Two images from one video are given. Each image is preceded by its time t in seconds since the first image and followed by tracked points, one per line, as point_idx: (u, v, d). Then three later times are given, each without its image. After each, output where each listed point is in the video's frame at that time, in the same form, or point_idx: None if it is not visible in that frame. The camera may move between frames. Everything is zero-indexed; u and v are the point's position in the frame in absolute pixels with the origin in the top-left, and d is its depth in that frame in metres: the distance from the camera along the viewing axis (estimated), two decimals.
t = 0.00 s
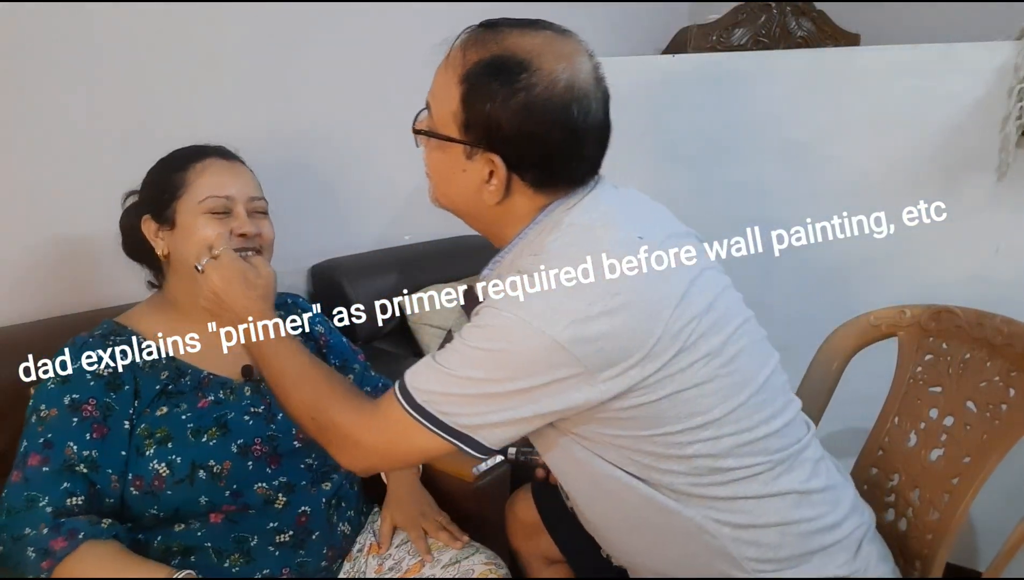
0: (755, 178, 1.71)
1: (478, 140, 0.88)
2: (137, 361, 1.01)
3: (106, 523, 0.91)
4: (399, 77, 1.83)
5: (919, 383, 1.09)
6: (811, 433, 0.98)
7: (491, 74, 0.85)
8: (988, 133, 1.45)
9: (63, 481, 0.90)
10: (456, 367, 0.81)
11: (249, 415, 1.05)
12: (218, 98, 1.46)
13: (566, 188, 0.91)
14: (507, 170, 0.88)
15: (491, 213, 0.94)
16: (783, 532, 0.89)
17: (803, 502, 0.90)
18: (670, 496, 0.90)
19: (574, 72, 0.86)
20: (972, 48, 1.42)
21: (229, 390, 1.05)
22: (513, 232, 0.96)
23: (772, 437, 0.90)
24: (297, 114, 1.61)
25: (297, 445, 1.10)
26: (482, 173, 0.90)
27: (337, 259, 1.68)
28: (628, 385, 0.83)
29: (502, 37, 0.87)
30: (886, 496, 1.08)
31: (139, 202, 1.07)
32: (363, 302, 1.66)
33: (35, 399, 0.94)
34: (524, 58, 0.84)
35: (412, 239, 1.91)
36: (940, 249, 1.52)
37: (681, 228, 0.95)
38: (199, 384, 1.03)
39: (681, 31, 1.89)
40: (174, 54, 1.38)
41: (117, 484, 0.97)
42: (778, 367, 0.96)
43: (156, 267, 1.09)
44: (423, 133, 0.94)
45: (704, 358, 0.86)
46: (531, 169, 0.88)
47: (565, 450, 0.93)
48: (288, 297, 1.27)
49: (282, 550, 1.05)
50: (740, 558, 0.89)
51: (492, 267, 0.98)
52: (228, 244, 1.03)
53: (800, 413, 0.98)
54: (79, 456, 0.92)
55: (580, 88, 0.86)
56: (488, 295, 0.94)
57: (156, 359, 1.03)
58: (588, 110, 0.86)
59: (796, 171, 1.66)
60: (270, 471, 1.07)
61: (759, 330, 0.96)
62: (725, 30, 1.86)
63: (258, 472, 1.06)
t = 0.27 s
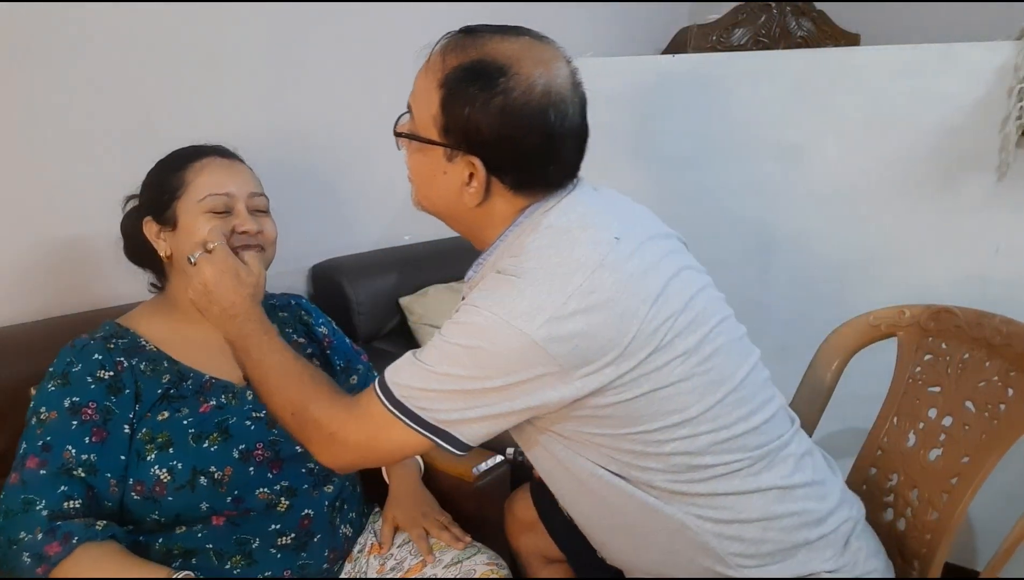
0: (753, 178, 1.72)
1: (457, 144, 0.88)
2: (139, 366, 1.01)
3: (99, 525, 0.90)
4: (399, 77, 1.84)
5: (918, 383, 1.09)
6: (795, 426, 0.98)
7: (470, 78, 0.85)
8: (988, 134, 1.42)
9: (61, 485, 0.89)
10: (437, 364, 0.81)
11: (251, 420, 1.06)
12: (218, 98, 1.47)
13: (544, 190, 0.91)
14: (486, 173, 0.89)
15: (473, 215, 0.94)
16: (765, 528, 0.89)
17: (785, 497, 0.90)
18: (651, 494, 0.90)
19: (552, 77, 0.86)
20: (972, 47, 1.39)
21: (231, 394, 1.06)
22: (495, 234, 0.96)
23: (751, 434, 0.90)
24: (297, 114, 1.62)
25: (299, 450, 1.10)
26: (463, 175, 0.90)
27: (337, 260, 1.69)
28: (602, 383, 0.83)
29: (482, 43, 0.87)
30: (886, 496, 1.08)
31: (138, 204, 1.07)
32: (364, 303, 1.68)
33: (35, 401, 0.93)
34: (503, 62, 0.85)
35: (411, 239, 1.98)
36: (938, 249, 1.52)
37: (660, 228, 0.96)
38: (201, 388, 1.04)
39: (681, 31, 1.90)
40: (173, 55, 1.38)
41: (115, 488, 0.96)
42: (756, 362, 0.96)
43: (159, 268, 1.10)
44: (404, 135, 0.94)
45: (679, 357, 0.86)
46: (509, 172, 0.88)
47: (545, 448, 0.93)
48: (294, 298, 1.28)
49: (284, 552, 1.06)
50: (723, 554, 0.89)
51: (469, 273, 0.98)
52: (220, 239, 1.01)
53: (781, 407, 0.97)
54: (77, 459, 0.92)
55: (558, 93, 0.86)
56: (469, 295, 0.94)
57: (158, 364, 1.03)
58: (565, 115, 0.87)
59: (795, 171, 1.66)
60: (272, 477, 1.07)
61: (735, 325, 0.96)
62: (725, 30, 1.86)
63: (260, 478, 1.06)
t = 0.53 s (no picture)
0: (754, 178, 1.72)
1: (448, 141, 0.88)
2: (151, 373, 1.00)
3: (92, 531, 0.89)
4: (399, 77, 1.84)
5: (918, 383, 1.09)
6: (789, 425, 0.99)
7: (458, 76, 0.86)
8: (988, 134, 1.42)
9: (60, 491, 0.89)
10: (433, 369, 0.81)
11: (261, 434, 1.05)
12: (218, 98, 1.46)
13: (537, 187, 0.91)
14: (478, 170, 0.88)
15: (468, 214, 0.94)
16: (761, 527, 0.89)
17: (779, 496, 0.91)
18: (646, 495, 0.90)
19: (539, 73, 0.87)
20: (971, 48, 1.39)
21: (242, 405, 1.04)
22: (490, 235, 0.95)
23: (744, 433, 0.90)
24: (298, 114, 1.62)
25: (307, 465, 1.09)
26: (455, 172, 0.90)
27: (338, 259, 1.69)
28: (596, 383, 0.83)
29: (468, 43, 0.88)
30: (886, 496, 1.08)
31: (150, 208, 1.06)
32: (364, 304, 1.68)
33: (43, 403, 0.93)
34: (490, 60, 0.86)
35: (412, 240, 1.98)
36: (938, 249, 1.51)
37: (650, 229, 0.96)
38: (212, 398, 1.03)
39: (681, 31, 1.90)
40: (174, 55, 1.38)
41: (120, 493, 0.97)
42: (747, 360, 0.97)
43: (172, 272, 1.10)
44: (396, 138, 0.94)
45: (672, 356, 0.87)
46: (501, 167, 0.88)
47: (542, 452, 0.93)
48: (305, 299, 1.28)
49: (286, 559, 1.07)
50: (719, 554, 0.89)
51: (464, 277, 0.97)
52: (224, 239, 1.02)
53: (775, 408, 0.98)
54: (80, 467, 0.91)
55: (545, 88, 0.87)
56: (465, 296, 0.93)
57: (170, 371, 1.02)
58: (553, 110, 0.87)
59: (796, 171, 1.67)
60: (278, 489, 1.07)
61: (726, 324, 0.97)
62: (725, 30, 1.87)
63: (266, 490, 1.06)
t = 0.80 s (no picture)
0: (754, 178, 1.72)
1: (451, 138, 0.88)
2: (146, 375, 1.00)
3: (88, 532, 0.89)
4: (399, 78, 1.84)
5: (918, 383, 1.09)
6: (789, 426, 0.99)
7: (462, 73, 0.85)
8: (988, 134, 1.42)
9: (57, 492, 0.89)
10: (434, 365, 0.81)
11: (256, 437, 1.05)
12: (218, 98, 1.46)
13: (540, 185, 0.91)
14: (482, 166, 0.88)
15: (470, 213, 0.94)
16: (760, 526, 0.89)
17: (779, 496, 0.90)
18: (646, 494, 0.90)
19: (543, 70, 0.87)
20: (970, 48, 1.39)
21: (237, 407, 1.04)
22: (492, 233, 0.95)
23: (744, 433, 0.90)
24: (298, 115, 1.62)
25: (302, 465, 1.10)
26: (459, 170, 0.90)
27: (337, 259, 1.69)
28: (596, 381, 0.83)
29: (471, 40, 0.88)
30: (886, 496, 1.08)
31: (146, 211, 1.06)
32: (363, 304, 1.68)
33: (39, 405, 0.93)
34: (494, 57, 0.86)
35: (412, 240, 1.98)
36: (938, 249, 1.51)
37: (651, 228, 0.96)
38: (207, 401, 1.03)
39: (681, 31, 1.90)
40: (174, 55, 1.38)
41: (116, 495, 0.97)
42: (747, 359, 0.97)
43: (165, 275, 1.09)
44: (398, 136, 0.94)
45: (673, 355, 0.87)
46: (504, 164, 0.88)
47: (542, 448, 0.93)
48: (301, 301, 1.27)
49: (281, 556, 1.07)
50: (719, 553, 0.89)
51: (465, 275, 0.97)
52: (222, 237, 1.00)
53: (775, 408, 0.97)
54: (77, 469, 0.91)
55: (549, 85, 0.87)
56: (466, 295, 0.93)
57: (165, 374, 1.01)
58: (557, 107, 0.88)
59: (796, 171, 1.66)
60: (271, 491, 1.07)
61: (726, 324, 0.97)
62: (725, 30, 1.87)
63: (260, 491, 1.06)
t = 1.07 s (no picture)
0: (754, 178, 1.72)
1: (452, 143, 0.88)
2: (145, 376, 1.00)
3: (87, 532, 0.89)
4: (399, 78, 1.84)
5: (918, 383, 1.09)
6: (789, 427, 0.98)
7: (462, 77, 0.85)
8: (988, 134, 1.42)
9: (56, 493, 0.89)
10: (440, 384, 0.81)
11: (255, 439, 1.05)
12: (218, 98, 1.46)
13: (542, 189, 0.91)
14: (483, 171, 0.88)
15: (470, 218, 0.94)
16: (762, 529, 0.89)
17: (780, 498, 0.90)
18: (649, 497, 0.90)
19: (543, 73, 0.87)
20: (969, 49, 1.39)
21: (236, 409, 1.05)
22: (492, 237, 0.95)
23: (746, 436, 0.90)
24: (298, 115, 1.62)
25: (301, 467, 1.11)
26: (460, 175, 0.90)
27: (337, 259, 1.69)
28: (599, 386, 0.83)
29: (470, 43, 0.88)
30: (886, 496, 1.08)
31: (142, 214, 1.06)
32: (364, 304, 1.68)
33: (38, 405, 0.93)
34: (495, 61, 0.86)
35: (412, 240, 1.98)
36: (938, 249, 1.51)
37: (651, 229, 0.96)
38: (206, 402, 1.03)
39: (681, 31, 1.90)
40: (174, 56, 1.38)
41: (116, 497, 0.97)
42: (748, 361, 0.97)
43: (163, 277, 1.09)
44: (400, 142, 0.94)
45: (676, 359, 0.87)
46: (506, 168, 0.88)
47: (549, 459, 0.93)
48: (300, 301, 1.27)
49: (279, 555, 1.07)
50: (721, 555, 0.89)
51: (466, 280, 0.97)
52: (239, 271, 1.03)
53: (776, 410, 0.97)
54: (77, 469, 0.92)
55: (550, 88, 0.87)
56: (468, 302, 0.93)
57: (164, 375, 1.01)
58: (558, 109, 0.88)
59: (796, 171, 1.66)
60: (270, 492, 1.08)
61: (728, 327, 0.96)
62: (725, 30, 1.87)
63: (258, 492, 1.06)
